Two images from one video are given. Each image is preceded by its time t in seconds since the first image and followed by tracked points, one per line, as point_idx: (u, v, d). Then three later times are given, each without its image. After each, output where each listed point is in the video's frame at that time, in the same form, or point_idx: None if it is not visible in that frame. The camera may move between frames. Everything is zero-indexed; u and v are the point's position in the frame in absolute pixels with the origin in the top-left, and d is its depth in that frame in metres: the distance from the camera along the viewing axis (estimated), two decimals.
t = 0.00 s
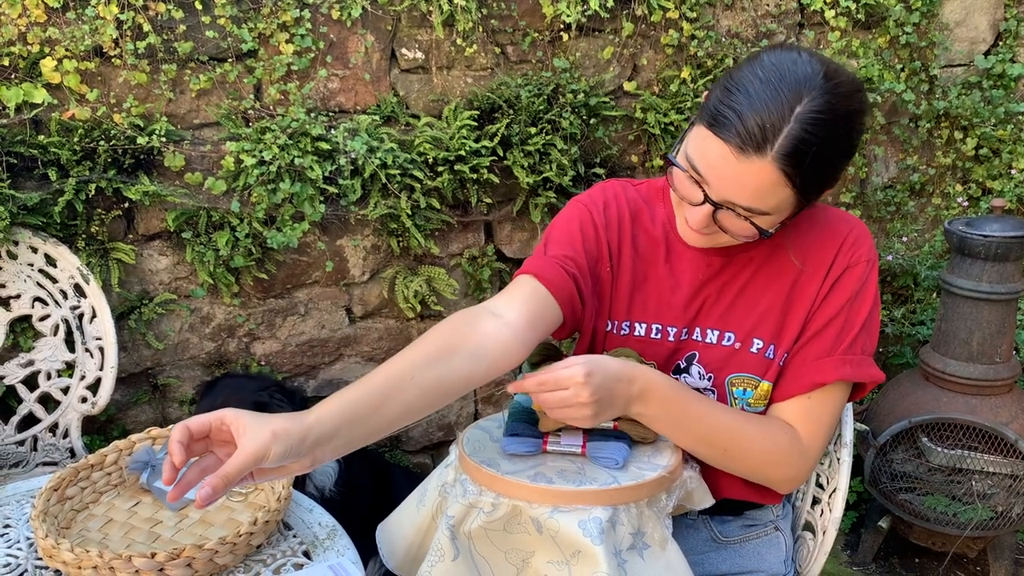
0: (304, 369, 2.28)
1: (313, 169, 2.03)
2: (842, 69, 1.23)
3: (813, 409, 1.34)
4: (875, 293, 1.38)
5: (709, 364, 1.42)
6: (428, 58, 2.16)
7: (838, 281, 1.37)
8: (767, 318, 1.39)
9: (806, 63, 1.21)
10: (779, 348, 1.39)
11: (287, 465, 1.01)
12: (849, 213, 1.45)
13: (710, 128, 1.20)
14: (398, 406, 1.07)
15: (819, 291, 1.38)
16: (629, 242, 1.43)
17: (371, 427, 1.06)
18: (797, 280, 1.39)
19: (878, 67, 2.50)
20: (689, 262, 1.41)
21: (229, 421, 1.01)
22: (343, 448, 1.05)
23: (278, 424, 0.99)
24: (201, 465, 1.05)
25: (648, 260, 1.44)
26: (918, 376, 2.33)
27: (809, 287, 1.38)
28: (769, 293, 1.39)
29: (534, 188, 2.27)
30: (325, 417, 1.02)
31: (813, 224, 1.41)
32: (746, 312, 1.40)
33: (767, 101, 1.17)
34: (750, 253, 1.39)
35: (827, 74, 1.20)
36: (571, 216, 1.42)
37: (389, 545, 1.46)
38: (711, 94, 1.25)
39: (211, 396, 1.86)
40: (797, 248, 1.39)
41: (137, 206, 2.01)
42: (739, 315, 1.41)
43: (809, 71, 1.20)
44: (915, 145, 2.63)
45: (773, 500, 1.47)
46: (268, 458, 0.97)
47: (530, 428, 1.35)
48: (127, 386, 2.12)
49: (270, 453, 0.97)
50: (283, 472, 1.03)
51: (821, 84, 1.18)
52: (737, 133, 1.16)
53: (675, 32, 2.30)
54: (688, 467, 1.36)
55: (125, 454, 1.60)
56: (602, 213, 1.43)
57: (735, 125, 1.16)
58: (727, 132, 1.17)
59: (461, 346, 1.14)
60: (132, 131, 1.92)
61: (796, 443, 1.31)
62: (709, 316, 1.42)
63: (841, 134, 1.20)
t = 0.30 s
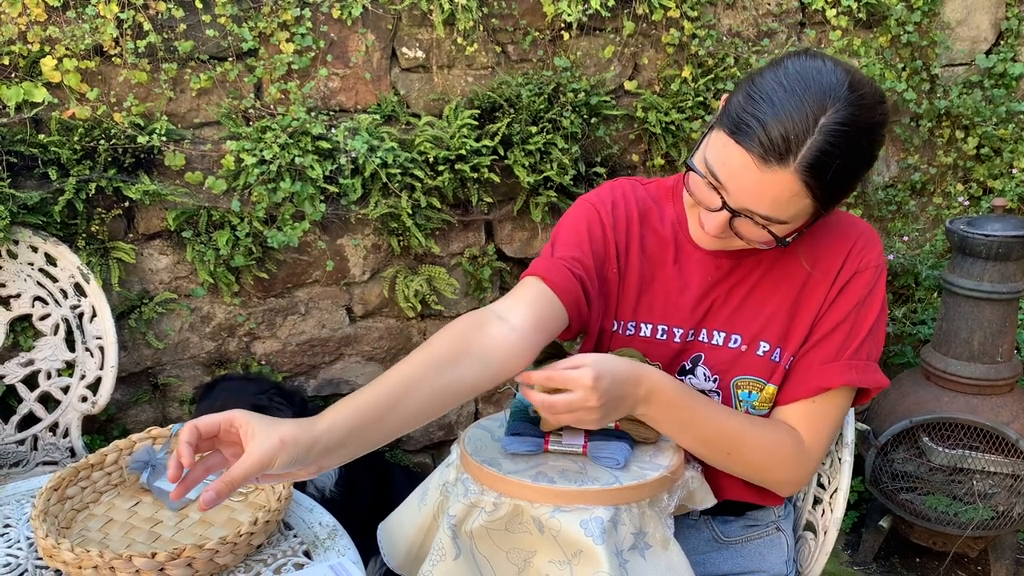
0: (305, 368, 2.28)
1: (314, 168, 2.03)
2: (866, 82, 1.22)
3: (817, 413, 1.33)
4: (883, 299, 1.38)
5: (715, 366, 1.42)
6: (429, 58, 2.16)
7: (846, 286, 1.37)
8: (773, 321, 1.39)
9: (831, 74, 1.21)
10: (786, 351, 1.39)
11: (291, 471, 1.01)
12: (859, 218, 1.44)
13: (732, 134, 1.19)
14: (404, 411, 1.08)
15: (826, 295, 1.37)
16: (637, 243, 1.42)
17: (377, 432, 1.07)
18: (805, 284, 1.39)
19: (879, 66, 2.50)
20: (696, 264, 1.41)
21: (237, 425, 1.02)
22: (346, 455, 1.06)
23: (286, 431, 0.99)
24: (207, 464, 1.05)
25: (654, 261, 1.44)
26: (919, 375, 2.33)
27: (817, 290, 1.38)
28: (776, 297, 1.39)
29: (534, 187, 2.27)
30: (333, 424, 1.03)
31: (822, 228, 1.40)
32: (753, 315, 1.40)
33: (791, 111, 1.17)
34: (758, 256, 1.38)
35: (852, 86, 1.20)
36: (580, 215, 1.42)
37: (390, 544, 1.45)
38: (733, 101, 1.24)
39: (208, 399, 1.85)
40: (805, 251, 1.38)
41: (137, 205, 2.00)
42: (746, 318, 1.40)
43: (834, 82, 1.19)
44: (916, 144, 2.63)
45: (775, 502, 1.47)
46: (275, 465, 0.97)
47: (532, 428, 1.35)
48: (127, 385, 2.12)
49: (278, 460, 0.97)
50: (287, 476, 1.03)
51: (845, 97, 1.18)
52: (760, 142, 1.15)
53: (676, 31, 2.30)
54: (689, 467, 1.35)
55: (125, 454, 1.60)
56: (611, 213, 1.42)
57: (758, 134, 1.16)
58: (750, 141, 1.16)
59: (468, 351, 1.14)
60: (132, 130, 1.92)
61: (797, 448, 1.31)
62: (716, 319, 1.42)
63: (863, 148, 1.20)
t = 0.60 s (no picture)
0: (304, 369, 2.28)
1: (313, 169, 2.03)
2: (874, 86, 1.22)
3: (819, 417, 1.33)
4: (884, 301, 1.38)
5: (717, 367, 1.42)
6: (429, 58, 2.16)
7: (848, 288, 1.37)
8: (776, 323, 1.39)
9: (840, 78, 1.20)
10: (787, 353, 1.39)
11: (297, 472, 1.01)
12: (862, 220, 1.44)
13: (739, 136, 1.19)
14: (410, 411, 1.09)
15: (828, 297, 1.37)
16: (641, 243, 1.42)
17: (384, 433, 1.07)
18: (807, 285, 1.38)
19: (879, 66, 2.50)
20: (699, 265, 1.41)
21: (245, 423, 1.01)
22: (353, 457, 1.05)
23: (294, 431, 0.99)
24: (213, 461, 1.06)
25: (657, 261, 1.43)
26: (919, 376, 2.33)
27: (820, 292, 1.38)
28: (778, 299, 1.39)
29: (534, 188, 2.27)
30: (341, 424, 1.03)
31: (825, 229, 1.40)
32: (755, 316, 1.40)
33: (798, 113, 1.17)
34: (761, 257, 1.38)
35: (860, 89, 1.20)
36: (584, 215, 1.41)
37: (390, 546, 1.45)
38: (740, 102, 1.24)
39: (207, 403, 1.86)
40: (807, 253, 1.38)
41: (137, 206, 2.00)
42: (748, 320, 1.40)
43: (843, 85, 1.19)
44: (916, 144, 2.63)
45: (775, 503, 1.46)
46: (282, 465, 0.97)
47: (531, 428, 1.35)
48: (126, 386, 2.12)
49: (285, 460, 0.97)
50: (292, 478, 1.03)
51: (854, 100, 1.18)
52: (768, 144, 1.15)
53: (676, 32, 2.30)
54: (689, 467, 1.35)
55: (125, 455, 1.60)
56: (615, 213, 1.42)
57: (765, 136, 1.15)
58: (758, 143, 1.16)
59: (475, 351, 1.15)
60: (131, 131, 1.92)
61: (798, 451, 1.31)
62: (718, 320, 1.42)
63: (870, 151, 1.19)
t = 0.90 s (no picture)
0: (304, 370, 2.28)
1: (313, 170, 2.03)
2: (874, 89, 1.22)
3: (817, 418, 1.33)
4: (882, 302, 1.38)
5: (716, 368, 1.42)
6: (428, 59, 2.16)
7: (846, 289, 1.37)
8: (775, 324, 1.39)
9: (840, 80, 1.20)
10: (786, 354, 1.39)
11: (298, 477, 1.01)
12: (862, 221, 1.44)
13: (737, 137, 1.19)
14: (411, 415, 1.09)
15: (827, 298, 1.37)
16: (640, 243, 1.42)
17: (385, 436, 1.07)
18: (806, 286, 1.38)
19: (878, 66, 2.50)
20: (698, 266, 1.41)
21: (246, 428, 1.01)
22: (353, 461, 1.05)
23: (295, 436, 0.99)
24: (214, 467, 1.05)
25: (656, 263, 1.44)
26: (918, 376, 2.33)
27: (819, 292, 1.38)
28: (777, 300, 1.39)
29: (533, 189, 2.27)
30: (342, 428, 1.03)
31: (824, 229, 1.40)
32: (754, 317, 1.40)
33: (796, 115, 1.17)
34: (759, 258, 1.39)
35: (859, 93, 1.20)
36: (584, 215, 1.41)
37: (388, 546, 1.46)
38: (739, 103, 1.24)
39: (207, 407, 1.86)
40: (805, 254, 1.38)
41: (136, 207, 2.00)
42: (747, 321, 1.40)
43: (842, 88, 1.19)
44: (915, 144, 2.63)
45: (774, 503, 1.46)
46: (282, 471, 0.97)
47: (530, 429, 1.35)
48: (126, 386, 2.12)
49: (286, 465, 0.97)
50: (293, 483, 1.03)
51: (852, 103, 1.18)
52: (765, 146, 1.15)
53: (675, 32, 2.30)
54: (687, 468, 1.35)
55: (124, 456, 1.60)
56: (615, 214, 1.42)
57: (763, 137, 1.16)
58: (755, 145, 1.16)
59: (475, 353, 1.15)
60: (130, 132, 1.92)
61: (797, 452, 1.31)
62: (717, 321, 1.42)
63: (867, 155, 1.20)
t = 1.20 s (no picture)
0: (302, 369, 2.28)
1: (311, 170, 2.03)
2: (867, 87, 1.23)
3: (814, 416, 1.34)
4: (878, 301, 1.38)
5: (713, 368, 1.42)
6: (426, 59, 2.16)
7: (842, 287, 1.37)
8: (772, 322, 1.39)
9: (833, 78, 1.21)
10: (783, 353, 1.39)
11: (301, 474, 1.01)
12: (858, 220, 1.44)
13: (731, 134, 1.19)
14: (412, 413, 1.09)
15: (823, 296, 1.38)
16: (637, 242, 1.43)
17: (386, 434, 1.07)
18: (802, 285, 1.39)
19: (875, 66, 2.50)
20: (694, 265, 1.41)
21: (247, 428, 1.02)
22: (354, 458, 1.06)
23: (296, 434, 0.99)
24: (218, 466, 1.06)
25: (653, 263, 1.44)
26: (916, 375, 2.33)
27: (814, 291, 1.38)
28: (774, 298, 1.39)
29: (531, 189, 2.27)
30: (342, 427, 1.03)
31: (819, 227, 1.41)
32: (750, 316, 1.40)
33: (789, 112, 1.17)
34: (754, 257, 1.39)
35: (852, 90, 1.20)
36: (583, 214, 1.42)
37: (386, 546, 1.46)
38: (734, 101, 1.25)
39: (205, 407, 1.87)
40: (801, 253, 1.38)
41: (134, 208, 2.00)
42: (744, 320, 1.41)
43: (835, 85, 1.20)
44: (913, 144, 2.63)
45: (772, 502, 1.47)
46: (285, 470, 0.97)
47: (527, 429, 1.36)
48: (125, 387, 2.12)
49: (288, 465, 0.97)
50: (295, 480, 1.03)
51: (845, 100, 1.18)
52: (760, 141, 1.15)
53: (673, 32, 2.31)
54: (684, 467, 1.36)
55: (122, 456, 1.60)
56: (614, 213, 1.43)
57: (758, 133, 1.16)
58: (750, 141, 1.16)
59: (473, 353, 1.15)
60: (129, 133, 1.93)
61: (793, 450, 1.31)
62: (714, 320, 1.42)
63: (861, 152, 1.20)
